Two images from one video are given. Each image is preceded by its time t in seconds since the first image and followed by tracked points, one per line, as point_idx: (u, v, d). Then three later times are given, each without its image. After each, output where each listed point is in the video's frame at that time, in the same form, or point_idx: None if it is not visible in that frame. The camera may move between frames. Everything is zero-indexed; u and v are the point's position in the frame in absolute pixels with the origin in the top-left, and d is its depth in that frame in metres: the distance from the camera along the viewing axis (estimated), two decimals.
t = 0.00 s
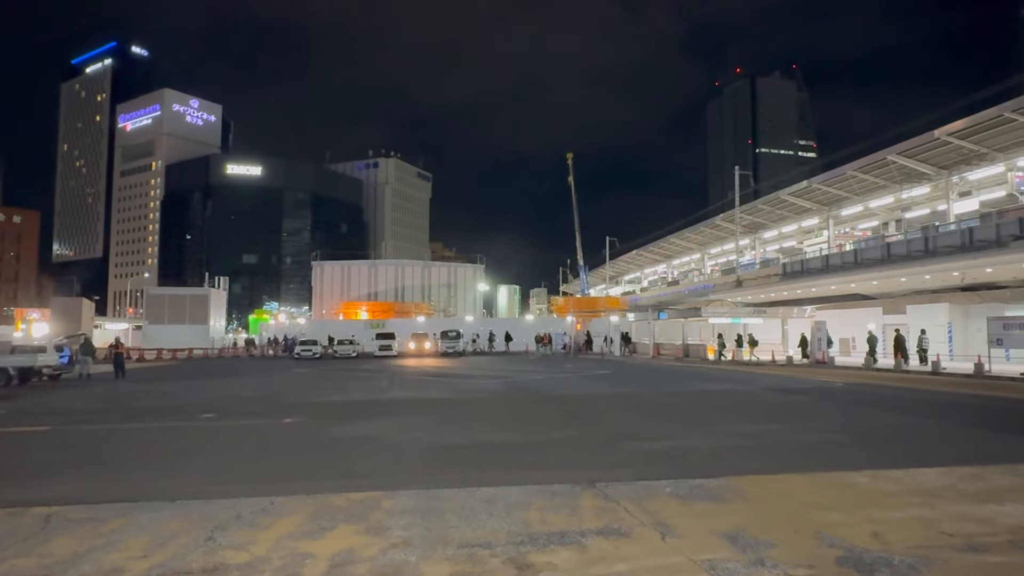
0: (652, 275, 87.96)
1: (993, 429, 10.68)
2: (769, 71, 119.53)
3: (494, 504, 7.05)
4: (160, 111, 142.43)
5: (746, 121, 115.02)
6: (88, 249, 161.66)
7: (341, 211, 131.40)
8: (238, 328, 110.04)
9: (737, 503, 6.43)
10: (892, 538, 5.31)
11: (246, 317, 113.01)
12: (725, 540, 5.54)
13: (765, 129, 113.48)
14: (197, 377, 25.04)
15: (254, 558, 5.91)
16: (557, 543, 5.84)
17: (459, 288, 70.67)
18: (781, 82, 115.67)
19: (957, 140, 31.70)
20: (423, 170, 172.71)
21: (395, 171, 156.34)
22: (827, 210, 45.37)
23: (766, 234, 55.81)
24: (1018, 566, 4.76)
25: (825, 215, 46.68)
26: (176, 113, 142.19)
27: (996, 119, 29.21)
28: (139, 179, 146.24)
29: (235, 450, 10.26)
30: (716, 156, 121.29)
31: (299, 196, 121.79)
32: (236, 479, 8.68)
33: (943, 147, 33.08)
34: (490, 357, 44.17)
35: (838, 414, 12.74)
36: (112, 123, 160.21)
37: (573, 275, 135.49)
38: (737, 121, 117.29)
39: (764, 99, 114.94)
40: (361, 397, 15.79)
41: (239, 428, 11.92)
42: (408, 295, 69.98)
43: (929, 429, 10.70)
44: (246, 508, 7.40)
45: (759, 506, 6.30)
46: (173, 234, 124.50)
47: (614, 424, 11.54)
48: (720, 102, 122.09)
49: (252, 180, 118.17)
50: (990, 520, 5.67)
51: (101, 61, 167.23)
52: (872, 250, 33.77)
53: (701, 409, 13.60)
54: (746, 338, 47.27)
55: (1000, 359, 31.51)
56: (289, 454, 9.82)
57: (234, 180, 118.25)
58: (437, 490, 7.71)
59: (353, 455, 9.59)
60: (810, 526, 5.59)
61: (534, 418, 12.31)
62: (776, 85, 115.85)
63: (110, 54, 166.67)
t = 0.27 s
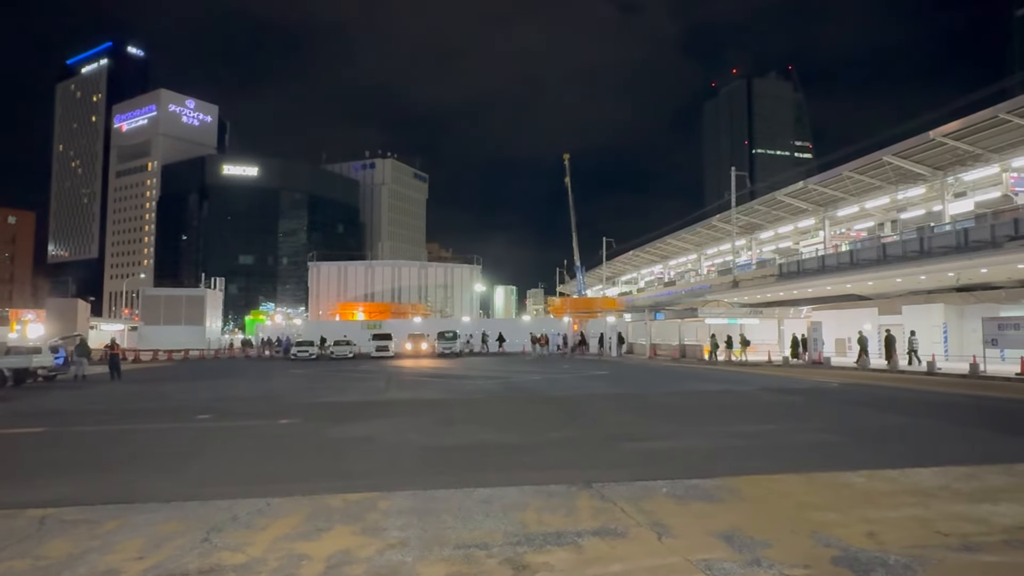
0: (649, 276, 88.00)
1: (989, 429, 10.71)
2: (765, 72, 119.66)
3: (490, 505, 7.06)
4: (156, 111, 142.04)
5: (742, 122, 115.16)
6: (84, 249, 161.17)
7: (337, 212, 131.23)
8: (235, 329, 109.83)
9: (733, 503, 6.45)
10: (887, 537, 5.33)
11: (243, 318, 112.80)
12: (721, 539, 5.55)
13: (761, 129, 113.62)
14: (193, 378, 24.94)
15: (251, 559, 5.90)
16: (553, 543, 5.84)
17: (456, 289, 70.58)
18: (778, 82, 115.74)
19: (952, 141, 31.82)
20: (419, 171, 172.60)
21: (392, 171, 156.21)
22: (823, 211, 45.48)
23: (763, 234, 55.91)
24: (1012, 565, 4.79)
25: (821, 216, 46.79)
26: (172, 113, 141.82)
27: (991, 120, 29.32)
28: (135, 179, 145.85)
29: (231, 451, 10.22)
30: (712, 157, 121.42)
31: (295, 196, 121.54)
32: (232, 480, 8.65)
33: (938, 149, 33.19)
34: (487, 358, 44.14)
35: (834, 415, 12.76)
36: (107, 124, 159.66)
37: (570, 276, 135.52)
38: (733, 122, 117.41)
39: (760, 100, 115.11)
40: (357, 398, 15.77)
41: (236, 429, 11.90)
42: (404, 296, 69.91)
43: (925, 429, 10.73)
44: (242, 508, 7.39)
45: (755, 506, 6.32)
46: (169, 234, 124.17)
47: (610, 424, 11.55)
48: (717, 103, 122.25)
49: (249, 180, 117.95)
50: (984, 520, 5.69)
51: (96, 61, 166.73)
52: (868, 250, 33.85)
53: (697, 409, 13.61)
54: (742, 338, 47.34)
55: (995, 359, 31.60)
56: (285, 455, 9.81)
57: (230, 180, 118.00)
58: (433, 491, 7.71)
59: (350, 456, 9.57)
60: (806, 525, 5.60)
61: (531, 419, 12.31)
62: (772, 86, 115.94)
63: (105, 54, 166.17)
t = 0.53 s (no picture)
0: (642, 276, 88.13)
1: (981, 428, 10.75)
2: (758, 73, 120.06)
3: (483, 505, 7.05)
4: (148, 111, 141.33)
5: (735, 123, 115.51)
6: (76, 249, 160.23)
7: (331, 212, 130.92)
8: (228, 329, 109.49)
9: (727, 503, 6.46)
10: (879, 536, 5.35)
11: (236, 318, 112.44)
12: (715, 539, 5.56)
13: (754, 130, 114.01)
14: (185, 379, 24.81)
15: (243, 560, 5.87)
16: (547, 543, 5.84)
17: (450, 289, 70.50)
18: (770, 83, 116.18)
19: (944, 141, 32.00)
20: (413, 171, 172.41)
21: (385, 171, 156.00)
22: (815, 211, 45.68)
23: (756, 234, 56.10)
24: (1004, 563, 4.81)
25: (814, 216, 47.00)
26: (165, 113, 141.15)
27: (981, 121, 29.52)
28: (127, 178, 145.13)
29: (223, 453, 10.17)
30: (705, 157, 121.72)
31: (288, 196, 121.08)
32: (224, 481, 8.61)
33: (929, 149, 33.39)
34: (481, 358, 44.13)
35: (827, 414, 12.79)
36: (99, 124, 158.80)
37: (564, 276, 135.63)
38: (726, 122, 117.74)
39: (753, 101, 115.50)
40: (351, 398, 15.72)
41: (228, 430, 11.84)
42: (398, 296, 69.84)
43: (917, 428, 10.76)
44: (235, 510, 7.36)
45: (749, 506, 6.33)
46: (162, 234, 123.59)
47: (604, 424, 11.56)
48: (710, 103, 122.62)
49: (241, 180, 117.51)
50: (976, 519, 5.71)
51: (88, 60, 165.83)
52: (860, 250, 33.99)
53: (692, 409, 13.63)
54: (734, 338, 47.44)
55: (985, 359, 31.77)
56: (278, 455, 9.77)
57: (223, 180, 117.54)
58: (427, 491, 7.68)
59: (343, 457, 9.54)
60: (799, 525, 5.61)
61: (525, 419, 12.29)
62: (765, 87, 116.37)
63: (97, 53, 165.30)
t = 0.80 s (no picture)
0: (638, 276, 88.22)
1: (976, 427, 10.79)
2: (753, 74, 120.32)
3: (479, 505, 7.04)
4: (143, 111, 140.85)
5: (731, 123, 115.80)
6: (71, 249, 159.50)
7: (326, 212, 130.73)
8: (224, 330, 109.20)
9: (723, 503, 6.47)
10: (874, 535, 5.37)
11: (231, 318, 112.15)
12: (711, 538, 5.57)
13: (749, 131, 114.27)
14: (181, 380, 24.71)
15: (238, 561, 5.86)
16: (543, 543, 5.84)
17: (446, 289, 70.46)
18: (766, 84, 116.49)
19: (938, 142, 32.13)
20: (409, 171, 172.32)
21: (381, 171, 155.91)
22: (811, 211, 45.82)
23: (751, 234, 56.20)
24: (998, 562, 4.83)
25: (809, 216, 47.13)
26: (160, 112, 140.66)
27: (975, 122, 29.66)
28: (122, 178, 144.57)
29: (219, 453, 10.14)
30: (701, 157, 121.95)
31: (284, 197, 120.80)
32: (219, 481, 8.58)
33: (924, 150, 33.52)
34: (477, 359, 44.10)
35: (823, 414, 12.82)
36: (93, 123, 158.21)
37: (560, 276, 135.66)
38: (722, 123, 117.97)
39: (749, 102, 115.76)
40: (346, 398, 15.69)
41: (223, 431, 11.82)
42: (394, 296, 69.78)
43: (912, 428, 10.79)
44: (230, 511, 7.34)
45: (745, 505, 6.34)
46: (157, 235, 123.21)
47: (600, 424, 11.56)
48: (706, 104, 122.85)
49: (237, 180, 117.24)
50: (970, 518, 5.72)
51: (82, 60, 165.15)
52: (855, 250, 34.08)
53: (688, 409, 13.64)
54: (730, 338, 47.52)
55: (979, 358, 31.89)
56: (273, 455, 9.74)
57: (218, 180, 117.23)
58: (423, 491, 7.68)
59: (338, 457, 9.52)
60: (794, 524, 5.63)
61: (521, 419, 12.30)
62: (761, 87, 116.69)
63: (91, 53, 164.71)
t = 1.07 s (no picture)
0: (637, 276, 88.22)
1: (975, 427, 10.79)
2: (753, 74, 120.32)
3: (478, 505, 7.05)
4: (142, 111, 140.70)
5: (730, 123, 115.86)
6: (70, 249, 159.29)
7: (326, 212, 130.75)
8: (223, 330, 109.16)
9: (724, 503, 6.46)
10: (873, 535, 5.37)
11: (230, 318, 112.13)
12: (711, 538, 5.57)
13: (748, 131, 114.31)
14: (181, 380, 24.67)
15: (237, 562, 5.85)
16: (543, 543, 5.83)
17: (446, 289, 70.47)
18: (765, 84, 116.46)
19: (937, 142, 32.15)
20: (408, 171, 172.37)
21: (381, 172, 155.98)
22: (810, 211, 45.83)
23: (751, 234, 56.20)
24: (998, 562, 4.83)
25: (808, 216, 47.13)
26: (159, 113, 140.54)
27: (974, 122, 29.68)
28: (121, 178, 144.46)
29: (217, 453, 10.13)
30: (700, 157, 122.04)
31: (283, 197, 120.75)
32: (218, 482, 8.57)
33: (923, 150, 33.54)
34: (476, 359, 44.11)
35: (822, 414, 12.81)
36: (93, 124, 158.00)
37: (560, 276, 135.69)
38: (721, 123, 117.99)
39: (748, 102, 115.75)
40: (345, 399, 15.67)
41: (222, 431, 11.80)
42: (393, 296, 69.79)
43: (912, 428, 10.77)
44: (229, 511, 7.34)
45: (745, 505, 6.34)
46: (156, 235, 123.19)
47: (600, 424, 11.56)
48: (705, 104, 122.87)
49: (236, 180, 117.25)
50: (971, 518, 5.72)
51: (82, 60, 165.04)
52: (855, 250, 34.07)
53: (688, 409, 13.64)
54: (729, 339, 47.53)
55: (978, 358, 31.91)
56: (272, 456, 9.72)
57: (217, 181, 117.19)
58: (423, 491, 7.68)
59: (338, 457, 9.51)
60: (795, 524, 5.62)
61: (521, 419, 12.29)
62: (760, 87, 116.68)
63: (91, 53, 164.65)
